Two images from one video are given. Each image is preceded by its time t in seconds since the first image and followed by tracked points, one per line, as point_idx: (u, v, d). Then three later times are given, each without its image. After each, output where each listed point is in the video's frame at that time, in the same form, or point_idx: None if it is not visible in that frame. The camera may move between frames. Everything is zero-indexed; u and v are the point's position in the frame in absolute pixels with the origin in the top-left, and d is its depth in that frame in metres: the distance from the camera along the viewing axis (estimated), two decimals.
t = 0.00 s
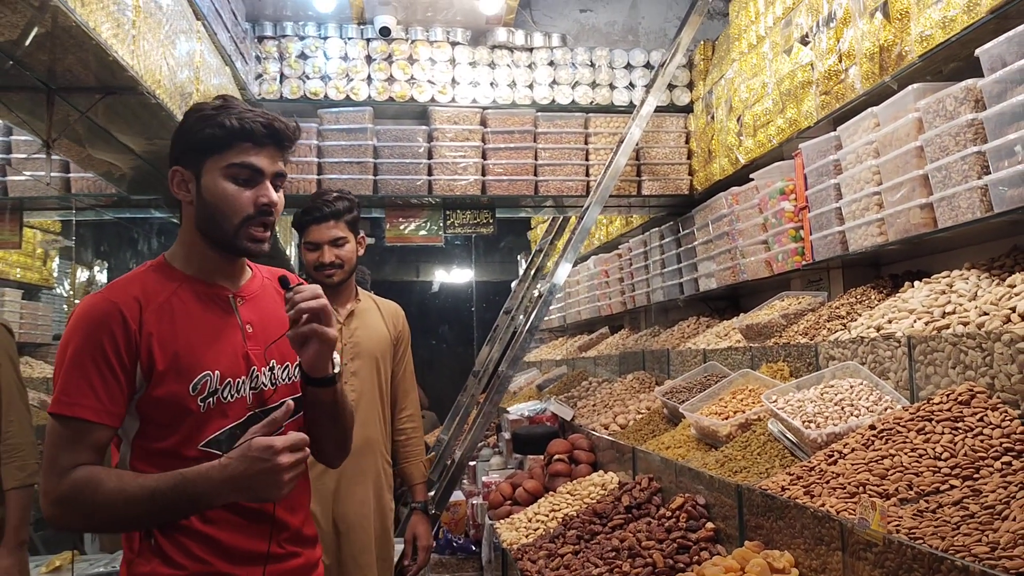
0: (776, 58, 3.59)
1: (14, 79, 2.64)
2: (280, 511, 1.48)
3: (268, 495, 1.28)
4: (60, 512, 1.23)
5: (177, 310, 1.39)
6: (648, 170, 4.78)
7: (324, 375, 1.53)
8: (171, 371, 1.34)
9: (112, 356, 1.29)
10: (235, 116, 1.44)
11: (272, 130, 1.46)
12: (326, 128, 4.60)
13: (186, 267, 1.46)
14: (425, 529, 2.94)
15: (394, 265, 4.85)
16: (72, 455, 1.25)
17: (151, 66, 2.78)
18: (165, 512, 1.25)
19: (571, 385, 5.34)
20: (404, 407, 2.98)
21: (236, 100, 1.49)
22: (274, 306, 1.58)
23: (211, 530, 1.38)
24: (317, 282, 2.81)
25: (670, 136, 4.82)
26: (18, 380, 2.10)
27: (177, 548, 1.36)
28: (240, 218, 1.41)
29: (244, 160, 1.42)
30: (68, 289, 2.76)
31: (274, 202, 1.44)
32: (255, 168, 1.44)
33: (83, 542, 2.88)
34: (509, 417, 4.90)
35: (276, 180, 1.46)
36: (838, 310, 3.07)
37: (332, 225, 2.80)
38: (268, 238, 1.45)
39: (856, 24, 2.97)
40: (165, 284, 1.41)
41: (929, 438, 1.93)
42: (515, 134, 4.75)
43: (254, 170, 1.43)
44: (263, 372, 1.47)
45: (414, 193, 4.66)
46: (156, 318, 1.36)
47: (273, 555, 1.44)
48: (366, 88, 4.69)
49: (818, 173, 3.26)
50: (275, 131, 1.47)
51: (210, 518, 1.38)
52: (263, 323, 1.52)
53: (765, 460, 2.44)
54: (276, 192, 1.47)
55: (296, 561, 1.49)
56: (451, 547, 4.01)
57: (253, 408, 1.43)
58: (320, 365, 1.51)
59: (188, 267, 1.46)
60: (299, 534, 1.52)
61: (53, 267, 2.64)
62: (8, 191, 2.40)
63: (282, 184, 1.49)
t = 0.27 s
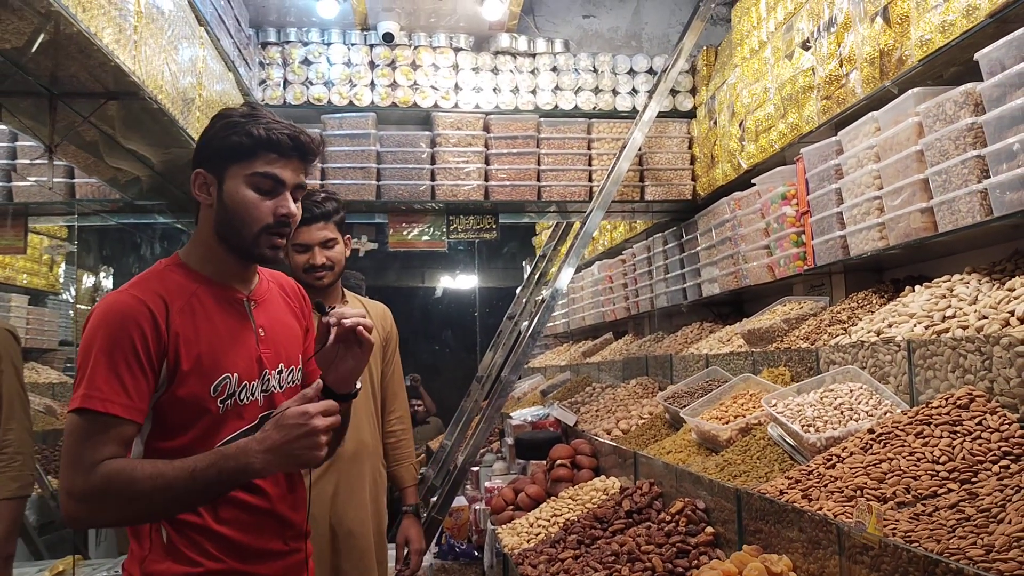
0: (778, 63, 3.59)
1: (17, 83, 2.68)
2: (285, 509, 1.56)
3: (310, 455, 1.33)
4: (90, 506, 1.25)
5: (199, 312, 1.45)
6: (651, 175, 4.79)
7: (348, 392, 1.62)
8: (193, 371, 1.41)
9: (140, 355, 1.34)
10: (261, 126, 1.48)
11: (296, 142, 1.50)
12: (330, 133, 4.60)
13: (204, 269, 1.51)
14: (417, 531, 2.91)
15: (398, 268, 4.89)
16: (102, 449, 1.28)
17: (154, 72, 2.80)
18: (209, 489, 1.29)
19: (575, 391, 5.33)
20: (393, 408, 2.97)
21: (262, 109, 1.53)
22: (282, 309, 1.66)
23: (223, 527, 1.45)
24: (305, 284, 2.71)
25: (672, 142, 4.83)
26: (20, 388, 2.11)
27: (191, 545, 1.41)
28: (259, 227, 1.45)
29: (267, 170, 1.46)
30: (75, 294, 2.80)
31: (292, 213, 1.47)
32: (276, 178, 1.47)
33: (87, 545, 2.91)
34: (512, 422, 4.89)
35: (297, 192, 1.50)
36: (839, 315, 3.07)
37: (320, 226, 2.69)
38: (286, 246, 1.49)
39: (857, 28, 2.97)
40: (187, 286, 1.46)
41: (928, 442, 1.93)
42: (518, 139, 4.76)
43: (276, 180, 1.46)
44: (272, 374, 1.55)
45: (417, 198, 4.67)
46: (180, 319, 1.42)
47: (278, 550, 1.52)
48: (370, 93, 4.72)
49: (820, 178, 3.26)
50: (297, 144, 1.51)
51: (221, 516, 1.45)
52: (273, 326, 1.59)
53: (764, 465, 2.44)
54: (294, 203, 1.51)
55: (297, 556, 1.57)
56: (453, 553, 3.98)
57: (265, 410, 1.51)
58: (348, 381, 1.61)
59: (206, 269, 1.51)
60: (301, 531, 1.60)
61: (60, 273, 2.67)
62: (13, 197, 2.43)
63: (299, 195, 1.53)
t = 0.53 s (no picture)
0: (780, 67, 3.59)
1: (20, 87, 2.70)
2: (298, 507, 1.60)
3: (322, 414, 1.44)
4: (122, 491, 1.34)
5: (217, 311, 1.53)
6: (653, 179, 4.79)
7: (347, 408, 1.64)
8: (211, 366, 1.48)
9: (162, 350, 1.41)
10: (269, 133, 1.56)
11: (302, 147, 1.57)
12: (334, 136, 4.63)
13: (222, 271, 1.59)
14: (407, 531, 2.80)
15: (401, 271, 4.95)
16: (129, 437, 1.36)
17: (156, 76, 2.82)
18: (237, 464, 1.39)
19: (578, 395, 5.32)
20: (382, 409, 2.96)
21: (275, 117, 1.62)
22: (297, 313, 1.71)
23: (235, 524, 1.50)
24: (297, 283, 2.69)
25: (675, 145, 4.83)
26: (19, 393, 2.12)
27: (204, 540, 1.47)
28: (263, 227, 1.52)
29: (273, 173, 1.54)
30: (78, 298, 2.84)
31: (297, 215, 1.54)
32: (283, 182, 1.55)
33: (89, 547, 2.94)
34: (515, 425, 4.89)
35: (303, 196, 1.58)
36: (841, 318, 3.07)
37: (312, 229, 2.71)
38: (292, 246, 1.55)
39: (858, 32, 2.97)
40: (207, 287, 1.55)
41: (927, 445, 1.92)
42: (520, 143, 4.77)
43: (282, 184, 1.54)
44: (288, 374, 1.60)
45: (419, 202, 4.69)
46: (199, 317, 1.49)
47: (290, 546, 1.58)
48: (372, 97, 4.73)
49: (822, 181, 3.26)
50: (304, 150, 1.58)
51: (235, 513, 1.50)
52: (289, 328, 1.65)
53: (765, 468, 2.43)
54: (301, 207, 1.58)
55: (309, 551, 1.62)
56: (455, 556, 4.02)
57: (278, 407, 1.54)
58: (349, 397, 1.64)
59: (224, 271, 1.59)
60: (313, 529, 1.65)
61: (65, 277, 2.73)
62: (17, 201, 2.44)
63: (308, 200, 1.60)
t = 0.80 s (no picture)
0: (781, 66, 3.59)
1: (20, 86, 2.71)
2: (318, 498, 1.67)
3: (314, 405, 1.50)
4: (136, 472, 1.49)
5: (231, 305, 1.64)
6: (655, 179, 4.79)
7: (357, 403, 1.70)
8: (224, 356, 1.59)
9: (176, 342, 1.55)
10: (288, 138, 1.68)
11: (316, 150, 1.68)
12: (333, 137, 4.61)
13: (244, 271, 1.71)
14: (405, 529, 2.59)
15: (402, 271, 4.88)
16: (144, 421, 1.51)
17: (156, 75, 2.82)
18: (228, 454, 1.50)
19: (579, 395, 5.31)
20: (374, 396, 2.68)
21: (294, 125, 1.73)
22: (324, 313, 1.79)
23: (248, 513, 1.60)
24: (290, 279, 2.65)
25: (677, 145, 4.82)
26: (15, 396, 2.17)
27: (219, 528, 1.60)
28: (278, 224, 1.62)
29: (289, 175, 1.64)
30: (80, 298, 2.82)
31: (311, 213, 1.63)
32: (300, 183, 1.65)
33: (91, 546, 2.96)
34: (516, 425, 4.88)
35: (317, 197, 1.67)
36: (842, 317, 3.07)
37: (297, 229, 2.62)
38: (306, 243, 1.64)
39: (859, 30, 2.96)
40: (226, 285, 1.67)
41: (928, 443, 1.92)
42: (521, 143, 4.78)
43: (298, 184, 1.64)
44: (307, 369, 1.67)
45: (420, 202, 4.69)
46: (214, 312, 1.61)
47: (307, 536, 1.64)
48: (373, 97, 4.72)
49: (823, 180, 3.25)
50: (319, 153, 1.69)
51: (248, 503, 1.60)
52: (310, 326, 1.73)
53: (765, 467, 2.43)
54: (319, 207, 1.67)
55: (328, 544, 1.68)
56: (456, 556, 4.02)
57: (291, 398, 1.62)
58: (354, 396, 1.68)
59: (246, 271, 1.71)
60: (337, 520, 1.71)
61: (67, 277, 2.71)
62: (18, 200, 2.45)
63: (326, 201, 1.69)
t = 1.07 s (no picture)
0: (780, 62, 3.57)
1: (17, 81, 2.71)
2: (322, 491, 1.75)
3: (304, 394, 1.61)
4: (154, 455, 1.63)
5: (249, 304, 1.77)
6: (654, 177, 4.77)
7: (365, 400, 1.75)
8: (237, 351, 1.71)
9: (196, 336, 1.69)
10: (314, 148, 1.85)
11: (336, 155, 1.84)
12: (332, 133, 4.63)
13: (270, 273, 1.85)
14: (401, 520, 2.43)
15: (401, 269, 4.85)
16: (163, 408, 1.65)
17: (152, 71, 2.81)
18: (232, 439, 1.62)
19: (579, 393, 5.31)
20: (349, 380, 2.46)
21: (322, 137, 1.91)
22: (344, 318, 1.89)
23: (254, 503, 1.70)
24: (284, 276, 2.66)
25: (676, 142, 4.81)
26: (11, 395, 2.16)
27: (228, 516, 1.70)
28: (299, 223, 1.77)
29: (312, 179, 1.80)
30: (77, 297, 2.83)
31: (329, 212, 1.78)
32: (322, 187, 1.81)
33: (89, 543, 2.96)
34: (514, 423, 4.88)
35: (337, 199, 1.82)
36: (840, 314, 3.06)
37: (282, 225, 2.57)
38: (323, 241, 1.78)
39: (858, 26, 2.95)
40: (249, 286, 1.81)
41: (925, 439, 1.91)
42: (520, 141, 4.76)
43: (318, 188, 1.79)
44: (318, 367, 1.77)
45: (419, 200, 4.68)
46: (232, 309, 1.75)
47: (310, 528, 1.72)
48: (372, 94, 4.72)
49: (821, 177, 3.24)
50: (339, 158, 1.85)
51: (254, 493, 1.70)
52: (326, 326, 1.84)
53: (762, 464, 2.41)
54: (340, 208, 1.82)
55: (331, 535, 1.75)
56: (455, 554, 3.97)
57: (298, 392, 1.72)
58: (360, 394, 1.73)
59: (272, 273, 1.85)
60: (342, 514, 1.78)
61: (67, 274, 2.68)
62: (15, 198, 2.41)
63: (346, 203, 1.84)
